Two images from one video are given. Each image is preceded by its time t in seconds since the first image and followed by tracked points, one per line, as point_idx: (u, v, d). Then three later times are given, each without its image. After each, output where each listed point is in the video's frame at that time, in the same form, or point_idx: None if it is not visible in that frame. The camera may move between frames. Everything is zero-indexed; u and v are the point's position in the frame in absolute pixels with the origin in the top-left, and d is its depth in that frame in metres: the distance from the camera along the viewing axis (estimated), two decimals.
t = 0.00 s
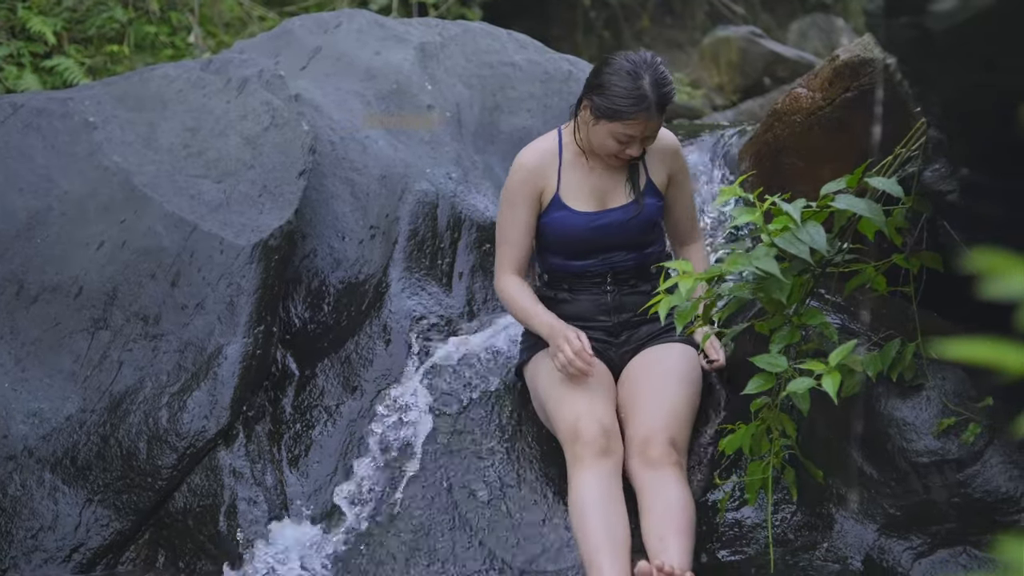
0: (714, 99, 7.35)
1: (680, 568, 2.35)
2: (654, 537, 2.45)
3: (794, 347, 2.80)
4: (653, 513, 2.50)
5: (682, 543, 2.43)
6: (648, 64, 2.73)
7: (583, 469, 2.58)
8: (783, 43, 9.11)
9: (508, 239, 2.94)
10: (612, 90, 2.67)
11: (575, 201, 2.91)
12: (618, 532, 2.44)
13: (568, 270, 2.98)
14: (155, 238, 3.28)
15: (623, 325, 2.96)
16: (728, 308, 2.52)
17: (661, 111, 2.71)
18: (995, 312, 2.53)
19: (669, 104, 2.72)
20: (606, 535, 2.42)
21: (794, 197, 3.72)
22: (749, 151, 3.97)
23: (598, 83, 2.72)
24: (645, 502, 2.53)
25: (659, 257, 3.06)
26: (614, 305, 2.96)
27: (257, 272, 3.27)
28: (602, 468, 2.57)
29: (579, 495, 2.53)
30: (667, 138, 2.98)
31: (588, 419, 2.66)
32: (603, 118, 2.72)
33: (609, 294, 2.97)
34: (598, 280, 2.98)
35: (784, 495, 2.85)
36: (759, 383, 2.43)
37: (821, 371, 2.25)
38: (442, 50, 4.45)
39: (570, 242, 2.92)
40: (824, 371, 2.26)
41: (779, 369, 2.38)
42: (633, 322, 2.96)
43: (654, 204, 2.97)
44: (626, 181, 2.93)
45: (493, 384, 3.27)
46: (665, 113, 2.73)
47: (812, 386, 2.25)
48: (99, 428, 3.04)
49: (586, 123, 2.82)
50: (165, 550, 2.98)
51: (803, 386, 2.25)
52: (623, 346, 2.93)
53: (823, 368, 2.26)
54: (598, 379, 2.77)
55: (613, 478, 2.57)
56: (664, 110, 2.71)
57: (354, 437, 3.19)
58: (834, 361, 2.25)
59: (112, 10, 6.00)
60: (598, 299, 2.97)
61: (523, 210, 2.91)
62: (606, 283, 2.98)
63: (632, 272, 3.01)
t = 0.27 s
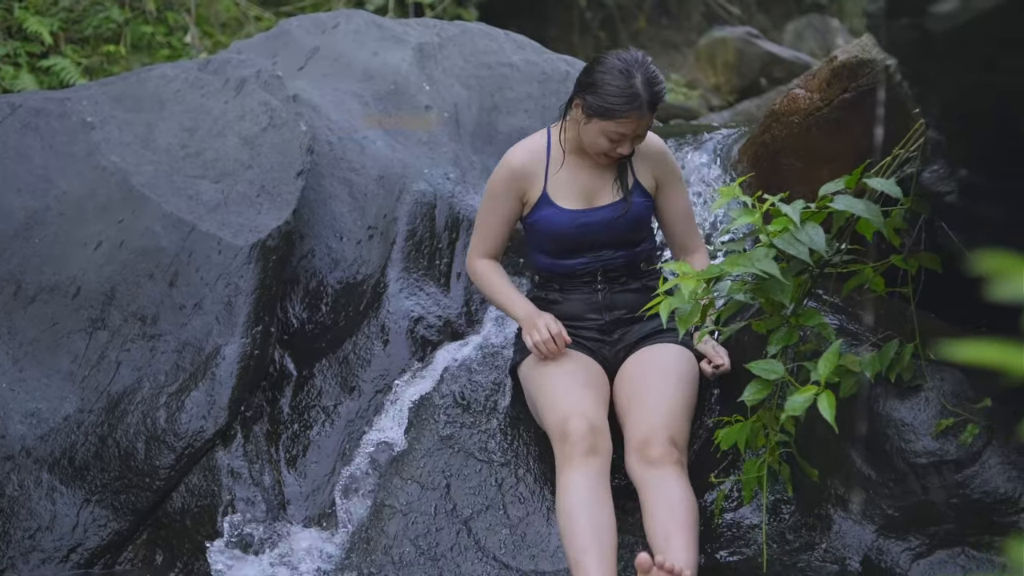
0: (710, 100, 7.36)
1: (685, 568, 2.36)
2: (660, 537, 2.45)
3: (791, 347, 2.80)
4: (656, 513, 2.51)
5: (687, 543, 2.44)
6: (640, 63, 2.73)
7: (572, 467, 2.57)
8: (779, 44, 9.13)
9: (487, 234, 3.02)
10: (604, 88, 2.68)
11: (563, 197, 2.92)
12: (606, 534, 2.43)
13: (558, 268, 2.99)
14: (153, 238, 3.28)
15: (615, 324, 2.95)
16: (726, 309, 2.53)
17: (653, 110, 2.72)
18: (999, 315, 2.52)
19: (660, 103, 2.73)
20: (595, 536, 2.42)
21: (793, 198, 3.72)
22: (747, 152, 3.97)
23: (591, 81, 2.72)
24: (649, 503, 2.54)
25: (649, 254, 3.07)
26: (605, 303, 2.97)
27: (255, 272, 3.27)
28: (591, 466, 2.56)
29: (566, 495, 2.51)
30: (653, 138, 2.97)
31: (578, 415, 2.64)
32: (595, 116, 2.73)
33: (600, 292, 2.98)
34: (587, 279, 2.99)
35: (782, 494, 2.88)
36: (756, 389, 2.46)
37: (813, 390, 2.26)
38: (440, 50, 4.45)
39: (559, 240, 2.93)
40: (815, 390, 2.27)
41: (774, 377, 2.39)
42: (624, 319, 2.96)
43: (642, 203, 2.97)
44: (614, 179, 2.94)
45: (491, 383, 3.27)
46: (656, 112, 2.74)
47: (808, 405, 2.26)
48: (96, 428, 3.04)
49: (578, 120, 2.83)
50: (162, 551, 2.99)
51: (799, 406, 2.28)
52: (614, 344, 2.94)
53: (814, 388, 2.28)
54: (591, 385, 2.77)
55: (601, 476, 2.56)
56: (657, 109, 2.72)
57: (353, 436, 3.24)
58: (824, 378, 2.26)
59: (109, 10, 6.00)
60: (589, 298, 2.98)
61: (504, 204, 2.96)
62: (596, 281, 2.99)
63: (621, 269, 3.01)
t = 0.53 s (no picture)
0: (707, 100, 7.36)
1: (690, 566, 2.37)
2: (664, 531, 2.46)
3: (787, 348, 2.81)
4: (660, 509, 2.52)
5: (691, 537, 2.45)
6: (637, 62, 2.75)
7: (577, 483, 2.56)
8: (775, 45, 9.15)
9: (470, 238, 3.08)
10: (604, 88, 2.70)
11: (556, 193, 2.93)
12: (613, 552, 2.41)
13: (551, 265, 3.01)
14: (150, 238, 3.27)
15: (609, 320, 2.95)
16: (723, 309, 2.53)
17: (651, 109, 2.75)
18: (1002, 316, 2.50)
19: (658, 102, 2.75)
20: (602, 553, 2.39)
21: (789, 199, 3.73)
22: (745, 153, 3.98)
23: (590, 80, 2.74)
24: (652, 497, 2.55)
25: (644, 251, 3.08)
26: (599, 300, 2.97)
27: (252, 273, 3.26)
28: (596, 484, 2.55)
29: (571, 514, 2.49)
30: (647, 137, 2.98)
31: (585, 431, 2.62)
32: (593, 115, 2.75)
33: (594, 289, 2.99)
34: (581, 276, 3.00)
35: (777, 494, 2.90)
36: (750, 390, 2.46)
37: (805, 391, 2.27)
38: (437, 51, 4.45)
39: (552, 236, 2.95)
40: (807, 391, 2.28)
41: (769, 378, 2.40)
42: (617, 316, 2.96)
43: (634, 200, 2.98)
44: (607, 177, 2.95)
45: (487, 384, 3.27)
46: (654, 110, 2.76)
47: (798, 407, 2.27)
48: (93, 428, 3.03)
49: (575, 118, 2.84)
50: (159, 552, 2.96)
51: (791, 406, 2.28)
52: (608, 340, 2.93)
53: (806, 388, 2.28)
54: (591, 388, 2.77)
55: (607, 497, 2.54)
56: (655, 108, 2.74)
57: (348, 439, 3.17)
58: (819, 379, 2.26)
59: (104, 10, 5.98)
60: (583, 296, 2.99)
61: (494, 200, 2.99)
62: (590, 277, 3.00)
63: (615, 266, 3.01)
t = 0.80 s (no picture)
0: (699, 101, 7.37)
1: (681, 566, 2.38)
2: (658, 533, 2.48)
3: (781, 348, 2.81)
4: (654, 512, 2.53)
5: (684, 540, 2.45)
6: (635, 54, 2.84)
7: (576, 496, 2.57)
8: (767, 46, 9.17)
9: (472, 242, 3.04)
10: (608, 80, 2.77)
11: (559, 188, 2.96)
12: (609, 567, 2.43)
13: (551, 264, 3.01)
14: (142, 240, 3.26)
15: (611, 323, 2.97)
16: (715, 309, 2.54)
17: (653, 99, 2.82)
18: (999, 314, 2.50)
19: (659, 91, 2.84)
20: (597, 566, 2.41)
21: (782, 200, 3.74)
22: (737, 154, 3.98)
23: (592, 75, 2.80)
24: (647, 499, 2.56)
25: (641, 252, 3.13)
26: (604, 301, 2.99)
27: (244, 274, 3.25)
28: (595, 498, 2.56)
29: (568, 528, 2.51)
30: (642, 131, 3.08)
31: (585, 446, 2.64)
32: (597, 108, 2.81)
33: (598, 290, 3.00)
34: (585, 276, 3.01)
35: (769, 494, 2.87)
36: (744, 386, 2.46)
37: (799, 378, 2.30)
38: (430, 52, 4.44)
39: (554, 234, 2.96)
40: (800, 378, 2.31)
41: (762, 373, 2.40)
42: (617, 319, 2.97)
43: (634, 193, 3.03)
44: (608, 170, 3.01)
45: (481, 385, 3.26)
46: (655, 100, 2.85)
47: (793, 394, 2.28)
48: (84, 431, 3.02)
49: (575, 114, 2.90)
50: (150, 554, 2.96)
51: (785, 394, 2.29)
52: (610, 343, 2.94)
53: (799, 376, 2.32)
54: (589, 391, 2.78)
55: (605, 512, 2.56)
56: (656, 98, 2.82)
57: (342, 440, 3.18)
58: (812, 369, 2.29)
59: (95, 11, 5.96)
60: (586, 296, 3.00)
61: (495, 206, 2.97)
62: (593, 277, 3.01)
63: (618, 265, 3.05)
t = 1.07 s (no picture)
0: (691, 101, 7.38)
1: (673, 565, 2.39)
2: (649, 532, 2.48)
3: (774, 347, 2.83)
4: (646, 511, 2.53)
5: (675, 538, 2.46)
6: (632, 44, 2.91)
7: (572, 495, 2.57)
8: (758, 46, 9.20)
9: (493, 240, 2.95)
10: (613, 67, 2.82)
11: (566, 182, 2.98)
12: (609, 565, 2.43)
13: (550, 261, 3.04)
14: (134, 241, 3.26)
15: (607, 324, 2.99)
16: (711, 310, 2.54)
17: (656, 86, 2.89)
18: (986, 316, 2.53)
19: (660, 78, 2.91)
20: (597, 565, 2.40)
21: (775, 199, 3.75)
22: (729, 153, 3.99)
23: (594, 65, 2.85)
24: (639, 497, 2.57)
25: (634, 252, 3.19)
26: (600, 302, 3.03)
27: (237, 275, 3.25)
28: (593, 497, 2.56)
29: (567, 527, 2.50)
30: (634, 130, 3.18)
31: (584, 446, 2.63)
32: (604, 96, 2.85)
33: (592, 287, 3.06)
34: (580, 273, 3.07)
35: (764, 494, 2.89)
36: (740, 386, 2.46)
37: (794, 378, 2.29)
38: (422, 53, 4.45)
39: (560, 227, 2.98)
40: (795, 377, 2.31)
41: (757, 374, 2.40)
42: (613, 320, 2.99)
43: (634, 186, 3.09)
44: (609, 163, 3.05)
45: (474, 385, 3.27)
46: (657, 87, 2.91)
47: (788, 394, 2.29)
48: (77, 433, 3.01)
49: (578, 106, 2.93)
50: (144, 556, 2.94)
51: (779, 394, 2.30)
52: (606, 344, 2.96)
53: (794, 375, 2.31)
54: (586, 391, 2.78)
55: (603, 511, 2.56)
56: (658, 85, 2.89)
57: (336, 441, 3.19)
58: (806, 367, 2.27)
59: (86, 12, 5.93)
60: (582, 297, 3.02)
61: (512, 203, 2.93)
62: (588, 276, 3.08)
63: (613, 265, 3.12)
